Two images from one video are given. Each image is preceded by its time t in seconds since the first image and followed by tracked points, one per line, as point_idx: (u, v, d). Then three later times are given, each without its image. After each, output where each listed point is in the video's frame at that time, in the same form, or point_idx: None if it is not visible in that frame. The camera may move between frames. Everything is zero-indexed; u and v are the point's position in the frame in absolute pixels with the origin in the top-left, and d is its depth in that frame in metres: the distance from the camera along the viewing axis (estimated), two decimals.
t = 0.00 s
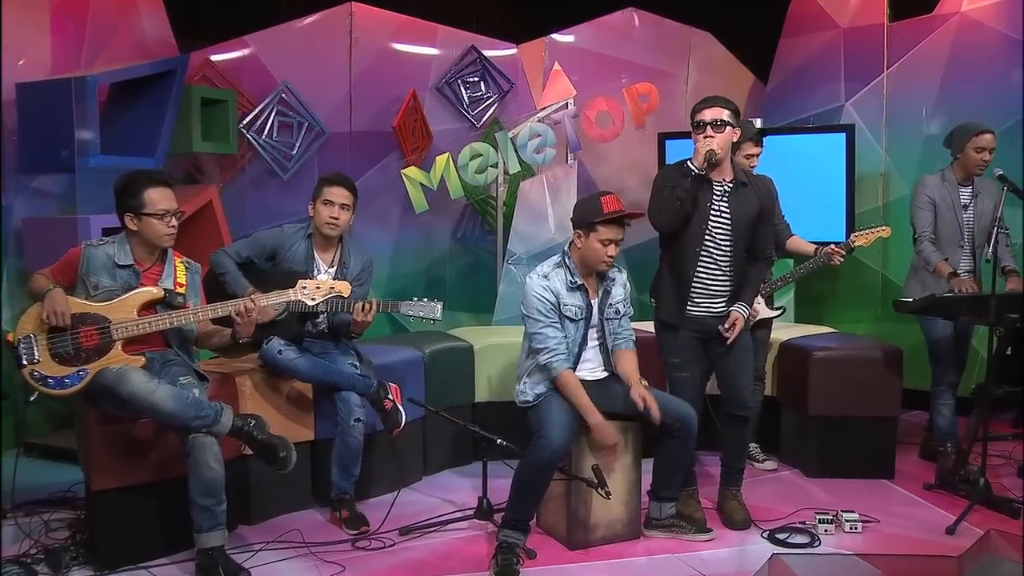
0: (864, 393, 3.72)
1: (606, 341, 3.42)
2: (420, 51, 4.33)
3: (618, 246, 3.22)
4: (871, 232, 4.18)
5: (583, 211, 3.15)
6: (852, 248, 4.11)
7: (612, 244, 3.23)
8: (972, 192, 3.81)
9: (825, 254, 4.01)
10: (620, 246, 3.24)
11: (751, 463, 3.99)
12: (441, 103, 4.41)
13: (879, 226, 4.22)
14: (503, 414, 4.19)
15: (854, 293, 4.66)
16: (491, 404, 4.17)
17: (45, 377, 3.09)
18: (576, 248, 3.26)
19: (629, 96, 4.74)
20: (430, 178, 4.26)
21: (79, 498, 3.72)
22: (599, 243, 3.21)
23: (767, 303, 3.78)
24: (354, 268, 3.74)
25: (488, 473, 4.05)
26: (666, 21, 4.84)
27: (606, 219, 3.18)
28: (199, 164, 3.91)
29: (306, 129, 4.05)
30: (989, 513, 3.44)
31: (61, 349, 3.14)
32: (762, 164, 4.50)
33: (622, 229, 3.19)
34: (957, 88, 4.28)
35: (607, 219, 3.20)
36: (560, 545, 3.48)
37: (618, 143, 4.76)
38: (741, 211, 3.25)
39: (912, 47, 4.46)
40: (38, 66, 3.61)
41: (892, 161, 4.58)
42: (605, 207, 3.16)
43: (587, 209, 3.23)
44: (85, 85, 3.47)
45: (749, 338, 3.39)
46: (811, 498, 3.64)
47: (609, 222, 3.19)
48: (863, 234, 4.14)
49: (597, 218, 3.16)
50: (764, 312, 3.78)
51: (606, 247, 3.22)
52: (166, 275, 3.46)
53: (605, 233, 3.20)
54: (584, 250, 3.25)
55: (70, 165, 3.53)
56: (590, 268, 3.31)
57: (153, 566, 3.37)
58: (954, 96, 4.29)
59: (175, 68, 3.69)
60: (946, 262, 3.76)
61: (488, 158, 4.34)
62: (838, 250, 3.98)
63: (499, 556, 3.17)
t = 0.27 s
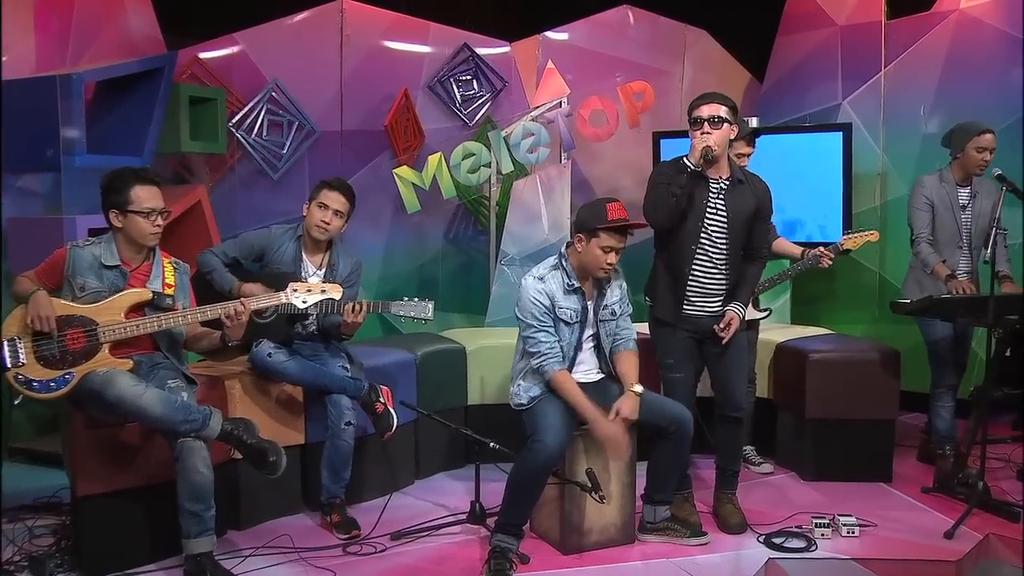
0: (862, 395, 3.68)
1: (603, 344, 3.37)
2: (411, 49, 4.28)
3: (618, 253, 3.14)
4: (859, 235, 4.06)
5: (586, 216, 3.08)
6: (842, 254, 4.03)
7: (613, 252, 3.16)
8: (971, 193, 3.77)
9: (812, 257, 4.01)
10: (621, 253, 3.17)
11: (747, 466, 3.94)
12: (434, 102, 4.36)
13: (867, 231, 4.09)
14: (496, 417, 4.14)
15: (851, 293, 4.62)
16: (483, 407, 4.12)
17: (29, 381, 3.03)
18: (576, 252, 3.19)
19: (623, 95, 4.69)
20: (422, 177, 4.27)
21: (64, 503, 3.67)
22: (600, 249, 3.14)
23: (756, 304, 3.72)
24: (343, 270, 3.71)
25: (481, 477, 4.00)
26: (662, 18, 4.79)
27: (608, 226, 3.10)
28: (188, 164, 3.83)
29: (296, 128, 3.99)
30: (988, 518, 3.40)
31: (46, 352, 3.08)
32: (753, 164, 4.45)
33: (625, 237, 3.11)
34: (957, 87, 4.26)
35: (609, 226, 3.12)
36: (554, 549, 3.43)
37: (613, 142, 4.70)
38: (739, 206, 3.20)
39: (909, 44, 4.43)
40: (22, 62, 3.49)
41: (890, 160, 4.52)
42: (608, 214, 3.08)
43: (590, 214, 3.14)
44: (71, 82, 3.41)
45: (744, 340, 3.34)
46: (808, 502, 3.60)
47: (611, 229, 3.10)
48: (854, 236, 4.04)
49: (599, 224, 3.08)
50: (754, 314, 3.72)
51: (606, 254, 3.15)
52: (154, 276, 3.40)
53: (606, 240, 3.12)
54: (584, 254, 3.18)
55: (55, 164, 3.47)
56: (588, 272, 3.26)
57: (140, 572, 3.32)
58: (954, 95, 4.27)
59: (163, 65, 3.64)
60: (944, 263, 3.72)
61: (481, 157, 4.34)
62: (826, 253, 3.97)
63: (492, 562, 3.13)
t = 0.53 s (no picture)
0: (858, 398, 3.64)
1: (595, 345, 3.32)
2: (403, 47, 4.22)
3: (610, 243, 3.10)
4: (847, 239, 4.10)
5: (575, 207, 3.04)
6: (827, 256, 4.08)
7: (604, 243, 3.12)
8: (967, 192, 3.73)
9: (799, 260, 4.04)
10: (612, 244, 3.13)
11: (742, 470, 3.90)
12: (425, 100, 4.30)
13: (853, 235, 4.12)
14: (489, 420, 4.09)
15: (846, 295, 4.58)
16: (475, 409, 4.07)
17: (11, 385, 2.97)
18: (566, 245, 3.15)
19: (617, 93, 4.64)
20: (413, 177, 4.20)
21: (49, 509, 3.62)
22: (590, 241, 3.10)
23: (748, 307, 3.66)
24: (333, 270, 3.65)
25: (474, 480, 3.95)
26: (656, 16, 4.74)
27: (598, 216, 3.07)
28: (175, 163, 3.75)
29: (286, 127, 3.94)
30: (986, 521, 3.36)
31: (29, 357, 3.02)
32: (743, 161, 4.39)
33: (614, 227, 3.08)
34: (954, 86, 4.23)
35: (599, 216, 3.09)
36: (547, 554, 3.38)
37: (606, 142, 4.65)
38: (734, 205, 3.16)
39: (907, 41, 4.38)
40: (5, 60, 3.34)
41: (886, 159, 4.50)
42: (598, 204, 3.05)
43: (580, 206, 3.10)
44: (55, 80, 3.34)
45: (739, 342, 3.30)
46: (804, 506, 3.55)
47: (602, 218, 3.07)
48: (841, 240, 4.08)
49: (588, 214, 3.05)
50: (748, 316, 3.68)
51: (598, 244, 3.10)
52: (139, 279, 3.34)
53: (596, 230, 3.08)
54: (574, 247, 3.14)
55: (40, 163, 3.39)
56: (580, 267, 3.22)
57: None
58: (953, 93, 4.23)
59: (150, 63, 3.57)
60: (943, 262, 3.68)
61: (473, 156, 4.29)
62: (813, 256, 4.01)
63: (485, 568, 3.08)
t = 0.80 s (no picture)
0: (855, 400, 3.60)
1: (587, 347, 3.29)
2: (395, 45, 4.17)
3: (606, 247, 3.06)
4: (839, 239, 4.10)
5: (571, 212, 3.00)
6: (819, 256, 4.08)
7: (599, 246, 3.08)
8: (964, 192, 3.71)
9: (791, 260, 4.03)
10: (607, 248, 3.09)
11: (738, 472, 3.86)
12: (418, 99, 4.25)
13: (845, 235, 4.12)
14: (482, 423, 4.05)
15: (842, 298, 4.55)
16: (469, 411, 4.03)
17: None
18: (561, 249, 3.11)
19: (611, 92, 4.57)
20: (405, 177, 4.11)
21: (36, 514, 3.56)
22: (586, 244, 3.06)
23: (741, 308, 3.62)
24: (325, 272, 3.59)
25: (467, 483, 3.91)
26: (651, 14, 4.70)
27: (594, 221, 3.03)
28: (164, 162, 3.67)
29: (277, 126, 3.89)
30: (985, 524, 3.32)
31: (15, 360, 2.94)
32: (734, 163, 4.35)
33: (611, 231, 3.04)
34: (949, 86, 4.20)
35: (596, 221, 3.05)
36: (540, 558, 3.34)
37: (600, 141, 4.61)
38: (729, 211, 3.12)
39: (903, 40, 4.35)
40: None
41: (883, 159, 4.47)
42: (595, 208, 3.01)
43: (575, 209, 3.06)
44: (41, 78, 3.27)
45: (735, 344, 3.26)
46: (801, 509, 3.52)
47: (598, 222, 3.02)
48: (832, 240, 4.08)
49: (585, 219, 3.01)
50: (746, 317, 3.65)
51: (594, 248, 3.07)
52: (128, 280, 3.30)
53: (593, 234, 3.04)
54: (569, 251, 3.10)
55: (25, 162, 3.30)
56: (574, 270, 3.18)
57: None
58: (949, 92, 4.20)
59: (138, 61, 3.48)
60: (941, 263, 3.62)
61: (466, 156, 4.21)
62: (803, 256, 4.01)
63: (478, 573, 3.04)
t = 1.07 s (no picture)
0: (851, 402, 3.56)
1: (577, 348, 3.24)
2: (385, 43, 4.12)
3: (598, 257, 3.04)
4: (837, 236, 4.04)
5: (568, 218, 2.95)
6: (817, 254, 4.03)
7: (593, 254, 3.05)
8: (960, 191, 3.66)
9: (789, 259, 3.97)
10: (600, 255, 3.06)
11: (732, 475, 3.82)
12: (408, 98, 4.21)
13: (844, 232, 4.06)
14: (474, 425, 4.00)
15: (837, 299, 4.53)
16: (460, 414, 3.97)
17: None
18: (553, 253, 3.08)
19: (604, 91, 4.52)
20: (396, 177, 4.08)
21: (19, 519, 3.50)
22: (579, 251, 3.03)
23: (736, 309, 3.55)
24: (313, 273, 3.57)
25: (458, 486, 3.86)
26: (645, 12, 4.66)
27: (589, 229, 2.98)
28: (151, 160, 3.60)
29: (265, 125, 3.84)
30: (981, 527, 3.29)
31: None
32: (727, 162, 4.33)
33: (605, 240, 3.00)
34: (945, 84, 4.16)
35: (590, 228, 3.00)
36: (532, 562, 3.30)
37: (593, 140, 4.57)
38: (723, 210, 3.09)
39: (900, 37, 4.30)
40: None
41: (878, 157, 4.43)
42: (590, 216, 2.96)
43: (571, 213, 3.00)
44: (24, 75, 3.15)
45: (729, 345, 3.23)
46: (796, 512, 3.48)
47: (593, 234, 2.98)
48: (830, 238, 4.01)
49: (580, 226, 2.96)
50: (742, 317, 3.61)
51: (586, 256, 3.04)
52: (114, 281, 3.24)
53: (586, 243, 3.01)
54: (562, 255, 3.06)
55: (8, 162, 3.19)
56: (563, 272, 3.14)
57: None
58: (947, 90, 4.16)
59: (125, 58, 3.40)
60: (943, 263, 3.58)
61: (457, 155, 4.14)
62: (802, 255, 3.94)
63: None
